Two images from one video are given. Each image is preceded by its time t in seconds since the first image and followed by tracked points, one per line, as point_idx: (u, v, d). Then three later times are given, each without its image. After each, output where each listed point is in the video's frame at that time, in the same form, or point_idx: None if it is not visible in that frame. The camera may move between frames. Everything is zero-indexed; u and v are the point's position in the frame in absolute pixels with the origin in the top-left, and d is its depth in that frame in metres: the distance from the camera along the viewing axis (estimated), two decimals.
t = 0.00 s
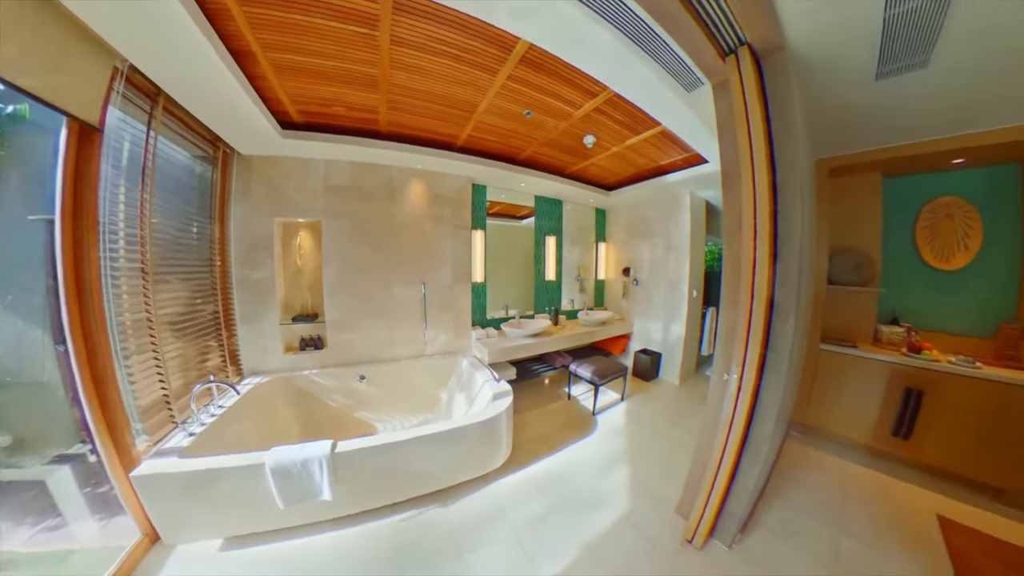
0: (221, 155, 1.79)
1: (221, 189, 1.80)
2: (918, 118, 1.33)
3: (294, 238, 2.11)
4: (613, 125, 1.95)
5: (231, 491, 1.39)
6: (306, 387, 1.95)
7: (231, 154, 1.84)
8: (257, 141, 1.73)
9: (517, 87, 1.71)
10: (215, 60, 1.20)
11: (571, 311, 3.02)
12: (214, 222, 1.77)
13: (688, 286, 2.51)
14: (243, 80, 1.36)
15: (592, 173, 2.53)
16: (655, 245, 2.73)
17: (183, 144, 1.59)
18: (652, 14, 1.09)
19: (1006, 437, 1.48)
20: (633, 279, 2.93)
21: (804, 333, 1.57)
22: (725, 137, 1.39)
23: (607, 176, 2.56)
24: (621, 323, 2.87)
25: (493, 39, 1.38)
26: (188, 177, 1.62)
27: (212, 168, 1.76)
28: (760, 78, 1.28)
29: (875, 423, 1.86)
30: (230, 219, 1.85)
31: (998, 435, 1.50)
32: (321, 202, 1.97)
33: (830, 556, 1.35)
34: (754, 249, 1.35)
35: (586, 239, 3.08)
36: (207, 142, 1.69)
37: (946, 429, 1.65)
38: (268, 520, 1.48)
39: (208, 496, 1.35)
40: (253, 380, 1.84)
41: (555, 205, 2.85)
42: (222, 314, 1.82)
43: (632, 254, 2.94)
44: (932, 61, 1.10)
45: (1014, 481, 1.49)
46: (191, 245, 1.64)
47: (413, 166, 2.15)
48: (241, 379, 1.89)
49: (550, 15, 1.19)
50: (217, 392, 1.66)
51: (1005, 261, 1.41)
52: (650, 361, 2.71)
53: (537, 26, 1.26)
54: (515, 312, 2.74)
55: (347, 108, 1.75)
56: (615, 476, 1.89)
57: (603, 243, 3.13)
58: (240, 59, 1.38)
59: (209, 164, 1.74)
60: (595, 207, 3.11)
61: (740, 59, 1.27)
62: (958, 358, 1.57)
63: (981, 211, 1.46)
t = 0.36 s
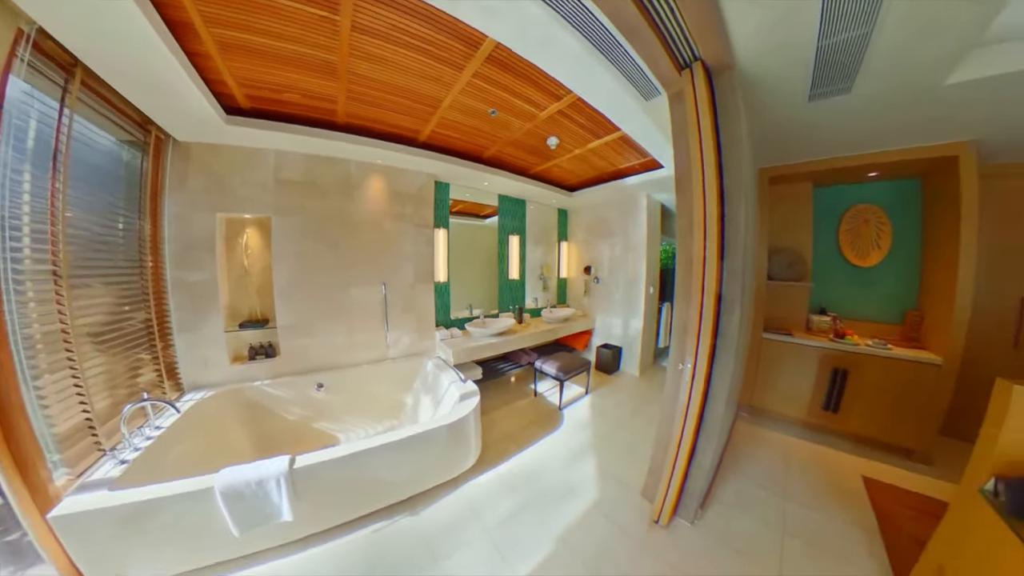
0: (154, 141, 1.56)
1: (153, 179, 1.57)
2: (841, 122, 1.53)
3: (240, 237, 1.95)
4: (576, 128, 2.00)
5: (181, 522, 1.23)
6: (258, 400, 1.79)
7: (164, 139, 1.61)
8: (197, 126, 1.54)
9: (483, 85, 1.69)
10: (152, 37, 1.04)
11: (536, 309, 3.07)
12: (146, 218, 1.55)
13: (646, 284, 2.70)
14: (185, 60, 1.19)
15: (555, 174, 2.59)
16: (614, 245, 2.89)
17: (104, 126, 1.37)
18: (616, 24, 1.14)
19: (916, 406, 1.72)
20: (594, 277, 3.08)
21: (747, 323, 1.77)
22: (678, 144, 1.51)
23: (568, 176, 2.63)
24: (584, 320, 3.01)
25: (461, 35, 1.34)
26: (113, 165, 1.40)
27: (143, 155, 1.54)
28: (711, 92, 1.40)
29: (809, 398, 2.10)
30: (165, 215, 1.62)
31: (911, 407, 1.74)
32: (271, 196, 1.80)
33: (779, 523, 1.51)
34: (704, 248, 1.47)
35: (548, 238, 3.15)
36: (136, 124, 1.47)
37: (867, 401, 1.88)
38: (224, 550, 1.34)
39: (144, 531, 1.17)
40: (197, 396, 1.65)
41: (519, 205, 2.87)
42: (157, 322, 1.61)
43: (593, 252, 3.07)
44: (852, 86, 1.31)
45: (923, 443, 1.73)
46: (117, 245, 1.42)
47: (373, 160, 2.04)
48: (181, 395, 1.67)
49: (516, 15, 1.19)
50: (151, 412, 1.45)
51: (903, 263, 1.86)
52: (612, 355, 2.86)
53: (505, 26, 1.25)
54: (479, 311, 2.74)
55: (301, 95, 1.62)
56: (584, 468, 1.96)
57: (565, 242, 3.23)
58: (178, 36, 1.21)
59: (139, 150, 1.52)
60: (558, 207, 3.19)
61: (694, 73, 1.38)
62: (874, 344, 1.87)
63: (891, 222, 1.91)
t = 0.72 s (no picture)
0: (68, 121, 1.33)
1: (68, 167, 1.35)
2: (777, 135, 1.73)
3: (175, 237, 1.83)
4: (539, 128, 2.03)
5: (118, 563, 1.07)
6: (201, 417, 1.63)
7: (82, 121, 1.38)
8: (121, 105, 1.33)
9: (448, 81, 1.64)
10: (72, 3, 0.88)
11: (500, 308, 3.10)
12: (60, 212, 1.33)
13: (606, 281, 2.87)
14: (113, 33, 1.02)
15: (518, 174, 2.63)
16: (576, 244, 3.01)
17: (6, 102, 1.13)
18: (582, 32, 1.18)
19: (850, 385, 1.99)
20: (556, 275, 3.19)
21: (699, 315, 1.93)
22: (636, 151, 1.59)
23: (531, 177, 2.69)
24: (547, 317, 3.12)
25: (428, 28, 1.29)
26: (20, 151, 1.17)
27: (57, 137, 1.30)
28: (667, 102, 1.49)
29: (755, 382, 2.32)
30: (82, 209, 1.41)
31: (848, 384, 2.00)
32: (213, 189, 1.66)
33: (733, 496, 1.68)
34: (659, 248, 1.56)
35: (511, 237, 3.18)
36: (44, 100, 1.23)
37: (804, 381, 2.15)
38: None
39: None
40: (130, 417, 1.46)
41: (482, 204, 2.87)
42: (76, 333, 1.39)
43: (555, 252, 3.18)
44: (791, 104, 1.48)
45: (849, 414, 2.02)
46: (26, 246, 1.20)
47: (329, 153, 1.93)
48: (106, 418, 1.47)
49: (485, 15, 1.18)
50: (71, 441, 1.24)
51: (830, 259, 2.24)
52: (575, 351, 2.98)
53: (473, 23, 1.22)
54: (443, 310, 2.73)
55: (248, 78, 1.46)
56: (554, 460, 2.02)
57: (529, 242, 3.30)
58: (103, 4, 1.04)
59: (49, 132, 1.28)
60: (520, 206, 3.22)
61: (653, 84, 1.46)
62: (808, 332, 2.16)
63: (820, 225, 2.26)
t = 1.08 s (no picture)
0: None
1: None
2: (729, 144, 1.88)
3: (105, 234, 1.59)
4: (506, 127, 2.03)
5: None
6: (140, 440, 1.46)
7: None
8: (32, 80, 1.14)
9: (415, 75, 1.58)
10: None
11: (468, 308, 3.10)
12: None
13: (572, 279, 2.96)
14: None
15: (484, 172, 2.63)
16: (542, 243, 3.07)
17: None
18: (551, 36, 1.20)
19: (792, 369, 2.24)
20: (523, 274, 3.23)
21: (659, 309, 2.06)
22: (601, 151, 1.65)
23: (497, 176, 2.70)
24: (515, 316, 3.16)
25: (394, 17, 1.22)
26: None
27: None
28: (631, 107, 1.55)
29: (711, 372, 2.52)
30: None
31: (789, 369, 2.25)
32: (148, 182, 1.51)
33: (696, 477, 1.82)
34: (621, 247, 1.63)
35: (478, 236, 3.18)
36: None
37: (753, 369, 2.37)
38: None
39: None
40: (51, 446, 1.26)
41: (448, 203, 2.87)
42: None
43: (522, 251, 3.23)
44: (742, 116, 1.62)
45: (791, 395, 2.27)
46: None
47: (285, 144, 1.82)
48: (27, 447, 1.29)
49: (456, 11, 1.15)
50: None
51: (774, 258, 2.51)
52: (543, 349, 3.04)
53: (443, 17, 1.18)
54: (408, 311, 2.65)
55: (192, 57, 1.31)
56: (527, 456, 2.05)
57: (496, 241, 3.31)
58: None
59: None
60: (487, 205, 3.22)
61: (617, 90, 1.52)
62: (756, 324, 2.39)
63: (765, 228, 2.52)
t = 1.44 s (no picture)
0: None
1: None
2: (683, 151, 2.04)
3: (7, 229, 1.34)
4: (470, 124, 2.00)
5: None
6: (58, 475, 1.25)
7: None
8: None
9: (377, 65, 1.49)
10: None
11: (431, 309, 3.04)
12: None
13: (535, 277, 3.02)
14: None
15: (447, 170, 2.59)
16: (505, 242, 3.10)
17: None
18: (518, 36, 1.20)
19: (739, 355, 2.49)
20: (487, 274, 3.24)
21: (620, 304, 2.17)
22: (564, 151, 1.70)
23: (460, 173, 2.66)
24: (479, 315, 3.16)
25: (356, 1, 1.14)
26: None
27: None
28: (593, 113, 1.60)
29: (667, 362, 2.72)
30: None
31: (738, 355, 2.50)
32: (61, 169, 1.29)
33: (658, 461, 1.95)
34: (583, 247, 1.67)
35: (441, 235, 3.13)
36: None
37: (706, 358, 2.59)
38: None
39: None
40: None
41: (410, 200, 2.80)
42: None
43: (485, 250, 3.23)
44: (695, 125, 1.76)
45: (738, 378, 2.52)
46: None
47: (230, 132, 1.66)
48: None
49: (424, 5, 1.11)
50: None
51: (722, 255, 2.75)
52: (508, 347, 3.06)
53: (409, 8, 1.12)
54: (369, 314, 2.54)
55: (120, 27, 1.14)
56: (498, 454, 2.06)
57: (458, 239, 3.28)
58: None
59: None
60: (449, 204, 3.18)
61: (580, 94, 1.56)
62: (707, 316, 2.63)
63: (714, 229, 2.76)
